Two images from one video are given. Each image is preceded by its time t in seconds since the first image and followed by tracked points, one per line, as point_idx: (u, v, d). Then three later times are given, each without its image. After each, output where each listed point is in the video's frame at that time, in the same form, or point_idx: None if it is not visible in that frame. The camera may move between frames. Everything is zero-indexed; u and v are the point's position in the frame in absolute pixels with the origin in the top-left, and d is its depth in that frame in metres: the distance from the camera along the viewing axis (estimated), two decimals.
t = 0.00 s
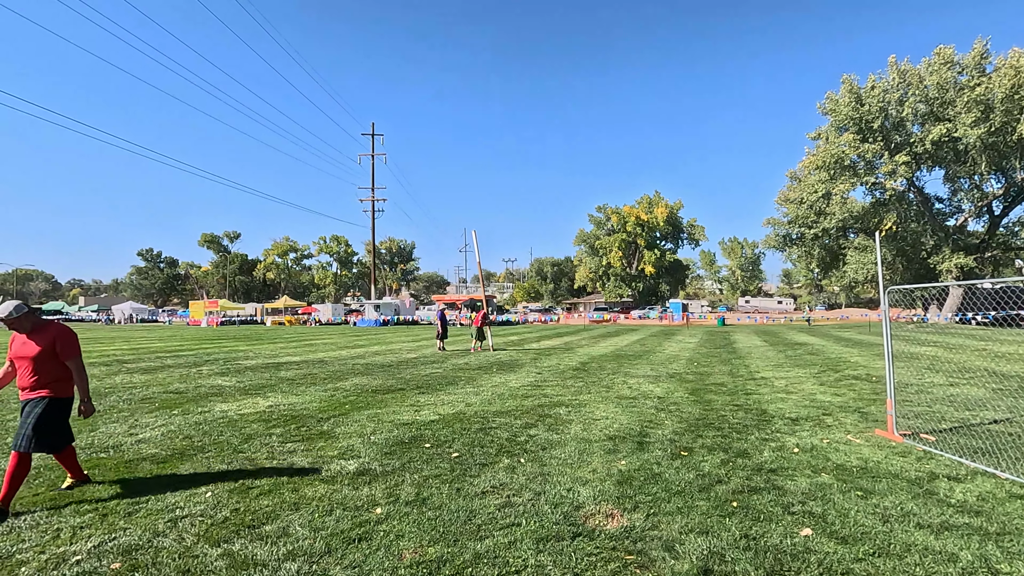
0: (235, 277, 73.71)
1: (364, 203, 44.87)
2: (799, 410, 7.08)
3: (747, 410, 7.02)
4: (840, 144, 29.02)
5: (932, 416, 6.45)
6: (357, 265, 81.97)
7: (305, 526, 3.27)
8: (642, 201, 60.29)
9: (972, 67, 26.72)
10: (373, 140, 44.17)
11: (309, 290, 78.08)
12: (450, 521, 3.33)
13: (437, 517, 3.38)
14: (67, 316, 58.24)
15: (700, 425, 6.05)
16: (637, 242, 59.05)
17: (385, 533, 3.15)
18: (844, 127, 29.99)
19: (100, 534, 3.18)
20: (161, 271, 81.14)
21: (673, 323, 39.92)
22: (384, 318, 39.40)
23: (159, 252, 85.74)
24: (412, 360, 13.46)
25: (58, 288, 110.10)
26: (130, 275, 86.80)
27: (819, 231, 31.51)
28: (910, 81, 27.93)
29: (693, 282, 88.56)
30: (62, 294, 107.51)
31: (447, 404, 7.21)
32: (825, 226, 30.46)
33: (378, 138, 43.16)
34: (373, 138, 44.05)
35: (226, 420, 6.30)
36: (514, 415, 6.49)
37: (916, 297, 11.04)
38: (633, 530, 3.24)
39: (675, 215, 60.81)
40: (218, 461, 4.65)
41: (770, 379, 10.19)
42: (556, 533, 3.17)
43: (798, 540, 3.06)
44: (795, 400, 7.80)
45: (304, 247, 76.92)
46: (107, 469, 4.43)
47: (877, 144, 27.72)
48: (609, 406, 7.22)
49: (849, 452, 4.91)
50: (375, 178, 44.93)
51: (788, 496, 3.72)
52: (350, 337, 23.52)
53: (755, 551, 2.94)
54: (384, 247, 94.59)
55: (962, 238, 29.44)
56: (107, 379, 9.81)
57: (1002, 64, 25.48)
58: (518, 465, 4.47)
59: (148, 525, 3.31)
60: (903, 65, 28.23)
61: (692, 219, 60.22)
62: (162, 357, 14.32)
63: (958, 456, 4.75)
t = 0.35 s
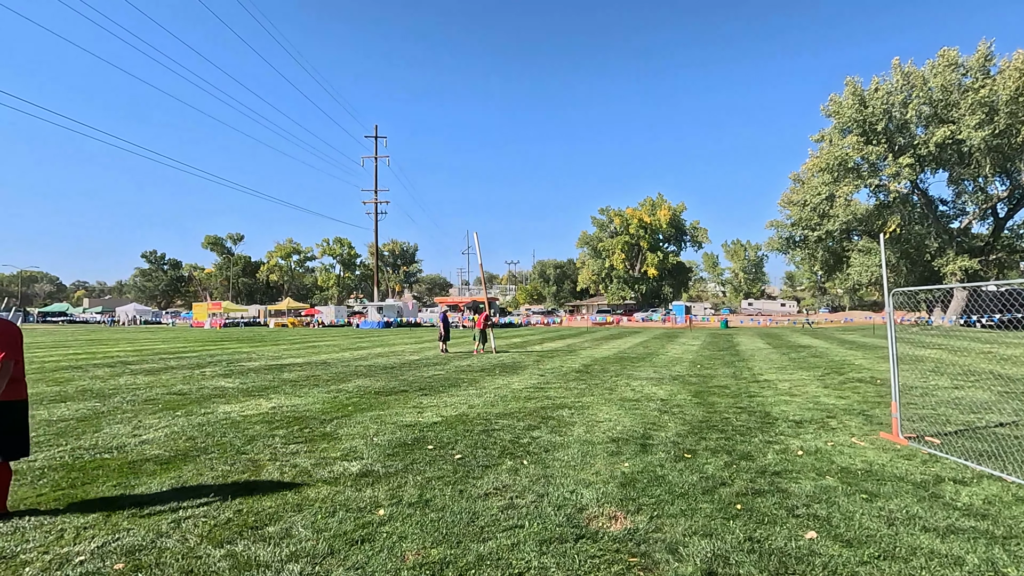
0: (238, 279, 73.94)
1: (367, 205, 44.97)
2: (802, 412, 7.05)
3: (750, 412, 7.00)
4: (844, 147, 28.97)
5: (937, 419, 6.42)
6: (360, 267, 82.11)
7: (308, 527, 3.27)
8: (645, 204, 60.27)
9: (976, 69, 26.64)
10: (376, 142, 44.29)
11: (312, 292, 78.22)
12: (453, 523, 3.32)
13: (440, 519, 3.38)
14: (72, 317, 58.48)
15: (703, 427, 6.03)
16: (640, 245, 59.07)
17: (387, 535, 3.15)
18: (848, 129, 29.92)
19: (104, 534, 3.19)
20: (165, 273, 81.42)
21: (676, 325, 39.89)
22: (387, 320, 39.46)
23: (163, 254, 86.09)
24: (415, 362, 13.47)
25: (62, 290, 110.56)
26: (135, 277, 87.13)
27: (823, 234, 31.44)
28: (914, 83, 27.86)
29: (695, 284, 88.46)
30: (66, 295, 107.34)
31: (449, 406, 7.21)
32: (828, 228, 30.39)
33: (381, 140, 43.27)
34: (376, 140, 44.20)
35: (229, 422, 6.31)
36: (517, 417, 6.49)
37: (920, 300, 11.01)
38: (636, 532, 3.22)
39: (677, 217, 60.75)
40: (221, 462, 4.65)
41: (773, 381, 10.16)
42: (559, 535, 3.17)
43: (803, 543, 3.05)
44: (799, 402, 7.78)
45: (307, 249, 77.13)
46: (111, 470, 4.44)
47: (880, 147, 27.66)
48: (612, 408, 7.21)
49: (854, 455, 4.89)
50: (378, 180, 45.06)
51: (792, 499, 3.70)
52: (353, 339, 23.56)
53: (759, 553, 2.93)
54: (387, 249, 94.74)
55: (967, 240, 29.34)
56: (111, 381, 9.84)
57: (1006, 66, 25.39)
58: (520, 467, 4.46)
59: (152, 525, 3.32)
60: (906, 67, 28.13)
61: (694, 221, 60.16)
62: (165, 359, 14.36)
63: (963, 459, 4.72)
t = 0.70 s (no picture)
0: (240, 282, 74.08)
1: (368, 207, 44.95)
2: (809, 414, 6.98)
3: (756, 414, 6.93)
4: (846, 147, 28.90)
5: (946, 420, 6.34)
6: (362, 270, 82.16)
7: (310, 533, 3.22)
8: (647, 205, 60.21)
9: (978, 68, 26.55)
10: (377, 144, 44.32)
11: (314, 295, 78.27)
12: (458, 529, 3.26)
13: (444, 525, 3.32)
14: (75, 322, 58.57)
15: (709, 429, 5.97)
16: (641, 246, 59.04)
17: (391, 541, 3.10)
18: (850, 129, 29.84)
19: (104, 542, 3.14)
20: (167, 276, 81.56)
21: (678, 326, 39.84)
22: (389, 323, 39.46)
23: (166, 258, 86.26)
24: (417, 364, 13.43)
25: (66, 294, 110.77)
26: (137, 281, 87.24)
27: (825, 234, 31.36)
28: (915, 83, 27.76)
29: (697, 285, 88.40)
30: (68, 300, 107.59)
31: (453, 410, 7.16)
32: (830, 228, 30.32)
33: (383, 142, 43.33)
34: (377, 142, 44.23)
35: (231, 426, 6.26)
36: (520, 420, 6.43)
37: (925, 300, 10.94)
38: (644, 537, 3.17)
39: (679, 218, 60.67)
40: (223, 467, 4.60)
41: (778, 382, 10.10)
42: (566, 542, 3.11)
43: (815, 548, 2.99)
44: (804, 404, 7.71)
45: (308, 252, 77.24)
46: (112, 475, 4.41)
47: (882, 146, 27.59)
48: (616, 410, 7.14)
49: (863, 458, 4.82)
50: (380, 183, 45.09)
51: (803, 502, 3.64)
52: (355, 342, 23.53)
53: (770, 559, 2.87)
54: (389, 252, 94.81)
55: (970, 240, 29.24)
56: (112, 385, 9.82)
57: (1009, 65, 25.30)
58: (525, 471, 4.40)
59: (152, 532, 3.27)
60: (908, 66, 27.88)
61: (696, 222, 60.10)
62: (167, 363, 14.31)
63: (975, 461, 4.65)
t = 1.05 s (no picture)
0: (242, 285, 74.09)
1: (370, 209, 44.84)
2: (822, 418, 6.81)
3: (768, 418, 6.77)
4: (849, 146, 28.74)
5: (964, 424, 6.18)
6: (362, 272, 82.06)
7: (314, 548, 3.08)
8: (648, 206, 60.10)
9: (982, 67, 26.41)
10: (378, 145, 44.27)
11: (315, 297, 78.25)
12: (468, 543, 3.12)
13: (454, 538, 3.18)
14: (76, 324, 58.53)
15: (722, 435, 5.82)
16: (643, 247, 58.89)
17: (399, 557, 2.95)
18: (853, 128, 29.72)
19: (97, 558, 2.99)
20: (168, 279, 81.54)
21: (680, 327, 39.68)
22: (390, 325, 39.33)
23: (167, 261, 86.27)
24: (420, 367, 13.27)
25: (67, 297, 110.79)
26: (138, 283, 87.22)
27: (828, 234, 31.19)
28: (919, 82, 27.60)
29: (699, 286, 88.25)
30: (69, 302, 107.42)
31: (458, 414, 7.01)
32: (833, 228, 30.15)
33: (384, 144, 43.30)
34: (378, 143, 44.18)
35: (232, 432, 6.12)
36: (527, 425, 6.29)
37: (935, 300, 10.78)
38: (664, 551, 3.02)
39: (681, 219, 60.52)
40: (223, 476, 4.46)
41: (787, 385, 9.94)
42: (582, 556, 2.96)
43: (845, 563, 2.84)
44: (816, 407, 7.54)
45: (309, 254, 77.22)
46: (109, 485, 4.27)
47: (886, 146, 27.42)
48: (624, 414, 6.99)
49: (884, 464, 4.67)
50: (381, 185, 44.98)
51: (827, 513, 3.49)
52: (357, 344, 23.37)
53: None
54: (390, 254, 94.76)
55: (974, 239, 29.07)
56: (112, 389, 9.68)
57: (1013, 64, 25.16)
58: (535, 479, 4.26)
59: (147, 548, 3.12)
60: (911, 66, 27.80)
61: (698, 223, 59.96)
62: (167, 366, 14.19)
63: (1000, 467, 4.49)
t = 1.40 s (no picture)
0: (244, 286, 74.13)
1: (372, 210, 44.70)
2: (837, 423, 6.63)
3: (782, 424, 6.59)
4: (855, 146, 28.52)
5: (985, 431, 5.99)
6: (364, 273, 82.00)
7: (317, 565, 2.92)
8: (651, 207, 59.91)
9: (989, 66, 26.19)
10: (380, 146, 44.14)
11: (317, 298, 78.24)
12: (480, 560, 2.96)
13: (464, 555, 3.02)
14: (78, 326, 58.52)
15: (736, 441, 5.65)
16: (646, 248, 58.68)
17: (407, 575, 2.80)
18: (858, 128, 29.52)
19: None
20: (170, 280, 81.57)
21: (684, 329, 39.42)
22: (392, 327, 39.15)
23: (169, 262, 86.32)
24: (422, 370, 13.10)
25: (69, 298, 110.93)
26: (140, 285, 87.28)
27: (833, 235, 30.96)
28: (925, 82, 27.41)
29: (701, 287, 87.97)
30: (72, 304, 107.64)
31: (463, 419, 6.85)
32: (838, 229, 29.92)
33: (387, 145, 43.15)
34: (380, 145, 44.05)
35: (232, 438, 5.97)
36: (535, 431, 6.12)
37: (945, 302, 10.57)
38: (686, 569, 2.87)
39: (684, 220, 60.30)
40: (223, 485, 4.31)
41: (797, 388, 9.75)
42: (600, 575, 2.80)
43: None
44: (830, 412, 7.35)
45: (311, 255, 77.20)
46: (105, 495, 4.12)
47: (892, 146, 27.20)
48: (634, 419, 6.81)
49: (907, 473, 4.49)
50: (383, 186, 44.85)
51: (855, 527, 3.33)
52: (359, 346, 23.21)
53: None
54: (392, 255, 94.69)
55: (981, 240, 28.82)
56: (111, 392, 9.55)
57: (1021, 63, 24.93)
58: (546, 489, 4.09)
59: (143, 564, 2.98)
60: (917, 65, 27.63)
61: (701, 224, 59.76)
62: (168, 368, 14.06)
63: None
